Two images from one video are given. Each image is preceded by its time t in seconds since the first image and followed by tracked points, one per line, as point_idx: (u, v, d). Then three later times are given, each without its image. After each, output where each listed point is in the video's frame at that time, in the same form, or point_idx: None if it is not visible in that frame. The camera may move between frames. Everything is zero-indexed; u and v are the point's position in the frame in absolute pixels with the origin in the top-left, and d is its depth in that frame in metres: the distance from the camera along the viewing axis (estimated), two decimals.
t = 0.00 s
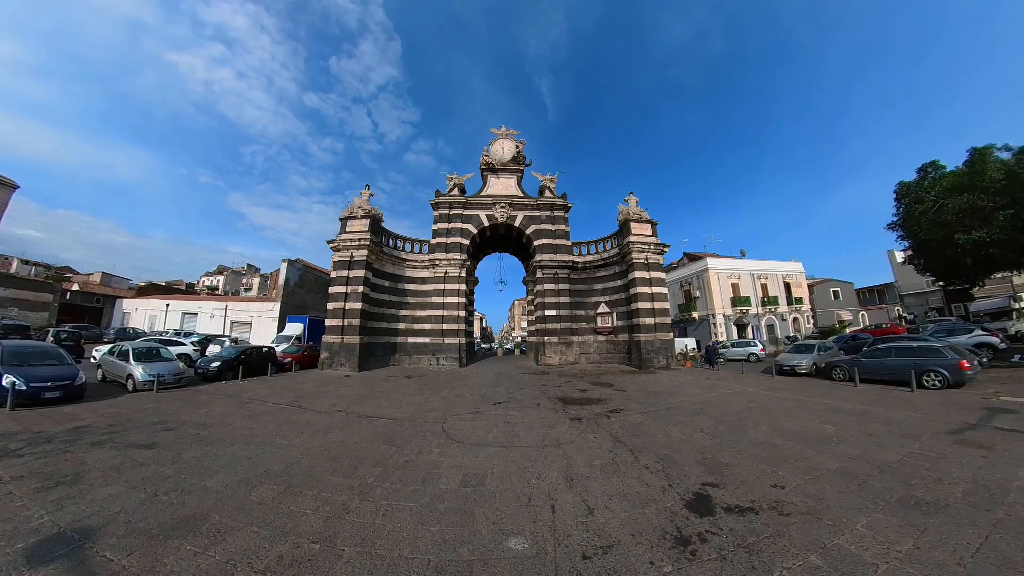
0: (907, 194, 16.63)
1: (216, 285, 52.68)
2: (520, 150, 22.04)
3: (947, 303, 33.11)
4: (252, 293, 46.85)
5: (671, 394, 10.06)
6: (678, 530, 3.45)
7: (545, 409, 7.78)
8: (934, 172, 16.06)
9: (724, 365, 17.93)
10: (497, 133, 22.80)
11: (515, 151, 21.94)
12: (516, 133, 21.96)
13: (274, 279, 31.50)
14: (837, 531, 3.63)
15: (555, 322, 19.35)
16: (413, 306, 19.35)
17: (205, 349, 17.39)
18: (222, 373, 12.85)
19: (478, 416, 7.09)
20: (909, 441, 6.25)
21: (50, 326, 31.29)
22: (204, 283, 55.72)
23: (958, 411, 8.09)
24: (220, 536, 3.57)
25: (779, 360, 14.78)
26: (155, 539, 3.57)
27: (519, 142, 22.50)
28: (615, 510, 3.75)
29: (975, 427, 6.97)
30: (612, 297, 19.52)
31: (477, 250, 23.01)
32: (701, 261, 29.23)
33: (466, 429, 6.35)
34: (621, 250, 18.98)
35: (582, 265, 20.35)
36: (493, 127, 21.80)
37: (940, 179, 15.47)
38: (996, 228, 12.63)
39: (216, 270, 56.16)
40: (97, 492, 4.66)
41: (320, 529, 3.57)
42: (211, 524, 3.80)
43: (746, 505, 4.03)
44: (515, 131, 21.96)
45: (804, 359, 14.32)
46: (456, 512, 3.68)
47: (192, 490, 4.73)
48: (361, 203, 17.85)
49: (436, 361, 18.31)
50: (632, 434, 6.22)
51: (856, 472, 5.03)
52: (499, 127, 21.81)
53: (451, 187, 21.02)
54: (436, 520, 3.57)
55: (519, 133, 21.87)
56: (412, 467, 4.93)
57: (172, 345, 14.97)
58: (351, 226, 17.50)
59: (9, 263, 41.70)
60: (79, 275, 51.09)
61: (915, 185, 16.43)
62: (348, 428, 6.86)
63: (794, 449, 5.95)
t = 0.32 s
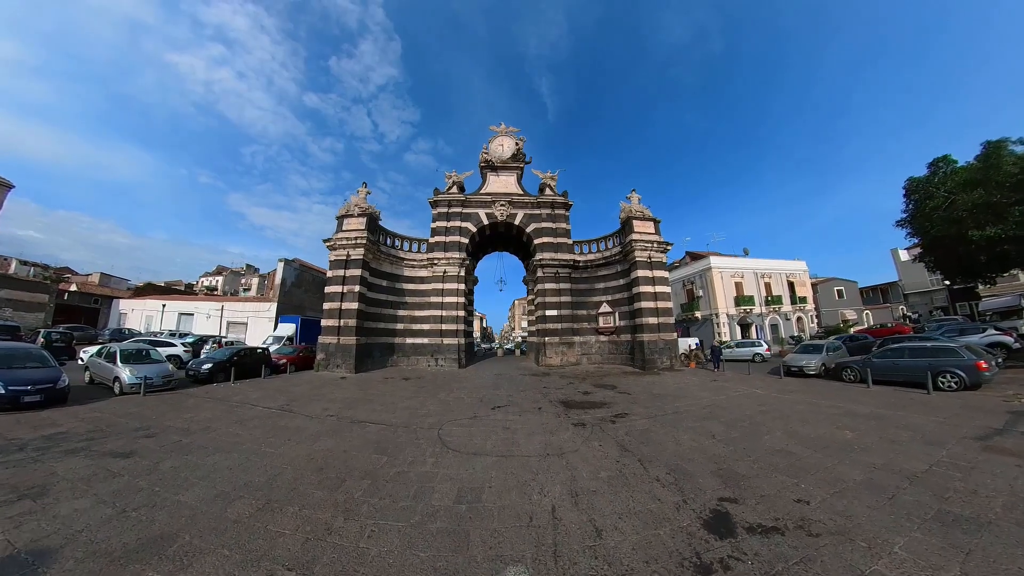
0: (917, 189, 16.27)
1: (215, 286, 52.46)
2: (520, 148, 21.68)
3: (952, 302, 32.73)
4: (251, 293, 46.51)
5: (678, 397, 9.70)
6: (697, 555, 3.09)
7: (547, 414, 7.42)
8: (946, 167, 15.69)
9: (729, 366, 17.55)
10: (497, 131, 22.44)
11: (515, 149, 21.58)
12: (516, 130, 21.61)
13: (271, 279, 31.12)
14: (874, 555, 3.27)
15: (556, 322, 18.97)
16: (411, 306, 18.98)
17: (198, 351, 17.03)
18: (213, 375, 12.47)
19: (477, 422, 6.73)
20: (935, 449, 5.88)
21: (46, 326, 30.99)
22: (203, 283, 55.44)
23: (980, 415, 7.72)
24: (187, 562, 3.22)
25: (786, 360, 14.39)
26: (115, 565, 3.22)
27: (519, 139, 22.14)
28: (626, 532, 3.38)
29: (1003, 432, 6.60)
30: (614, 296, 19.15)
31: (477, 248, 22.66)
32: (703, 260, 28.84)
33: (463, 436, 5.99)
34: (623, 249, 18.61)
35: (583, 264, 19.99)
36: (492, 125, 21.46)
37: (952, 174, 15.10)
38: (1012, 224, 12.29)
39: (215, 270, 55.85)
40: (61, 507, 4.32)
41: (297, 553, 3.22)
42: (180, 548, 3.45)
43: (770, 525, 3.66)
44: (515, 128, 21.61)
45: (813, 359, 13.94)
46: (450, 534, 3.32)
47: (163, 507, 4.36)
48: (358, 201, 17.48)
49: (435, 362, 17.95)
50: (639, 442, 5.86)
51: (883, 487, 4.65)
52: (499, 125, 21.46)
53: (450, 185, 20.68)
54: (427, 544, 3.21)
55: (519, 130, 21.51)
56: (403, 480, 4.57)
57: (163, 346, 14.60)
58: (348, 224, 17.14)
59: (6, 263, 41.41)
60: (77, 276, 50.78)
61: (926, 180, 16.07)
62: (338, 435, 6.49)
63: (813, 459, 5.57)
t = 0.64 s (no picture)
0: (926, 185, 15.93)
1: (215, 286, 52.26)
2: (520, 145, 21.38)
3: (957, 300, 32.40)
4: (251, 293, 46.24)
5: (684, 398, 9.39)
6: None
7: (550, 416, 7.10)
8: (956, 161, 15.39)
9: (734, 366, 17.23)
10: (496, 128, 22.12)
11: (515, 146, 21.27)
12: (516, 127, 21.29)
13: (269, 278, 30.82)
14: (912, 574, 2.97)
15: (558, 322, 18.63)
16: (410, 306, 18.68)
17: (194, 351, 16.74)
18: (206, 376, 12.15)
19: (476, 425, 6.43)
20: (961, 453, 5.57)
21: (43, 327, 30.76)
22: (202, 283, 55.22)
23: (1001, 416, 7.39)
24: None
25: (793, 360, 14.05)
26: None
27: (519, 137, 21.82)
28: (640, 550, 3.08)
29: None
30: (616, 295, 18.83)
31: (477, 247, 22.34)
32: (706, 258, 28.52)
33: (462, 441, 5.68)
34: (625, 247, 18.28)
35: (585, 262, 19.67)
36: (492, 122, 21.15)
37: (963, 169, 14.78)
38: None
39: (214, 270, 55.61)
40: (27, 518, 4.01)
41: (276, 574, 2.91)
42: (149, 566, 3.15)
43: (795, 541, 3.36)
44: (515, 125, 21.30)
45: (821, 359, 13.61)
46: (444, 554, 3.01)
47: (137, 519, 4.06)
48: (355, 199, 17.18)
49: (434, 363, 17.63)
50: (647, 448, 5.56)
51: (910, 497, 4.35)
52: (498, 122, 21.15)
53: (449, 183, 20.37)
54: (419, 564, 2.89)
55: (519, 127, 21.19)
56: (396, 490, 4.25)
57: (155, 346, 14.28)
58: (345, 222, 16.83)
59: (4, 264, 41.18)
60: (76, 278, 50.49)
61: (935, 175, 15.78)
62: (329, 440, 6.18)
63: (832, 465, 5.24)
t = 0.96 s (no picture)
0: (936, 180, 15.56)
1: (214, 286, 52.05)
2: (521, 142, 21.04)
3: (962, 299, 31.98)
4: (249, 294, 45.93)
5: (692, 400, 9.05)
6: None
7: (552, 421, 6.76)
8: (968, 155, 15.01)
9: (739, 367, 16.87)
10: (496, 125, 21.74)
11: (515, 143, 20.92)
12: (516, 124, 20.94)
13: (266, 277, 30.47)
14: None
15: (559, 322, 18.24)
16: (408, 306, 18.34)
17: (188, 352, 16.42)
18: (197, 378, 11.81)
19: (475, 431, 6.07)
20: (992, 460, 5.22)
21: (38, 327, 30.41)
22: (201, 283, 54.98)
23: None
24: None
25: (802, 361, 13.66)
26: None
27: (519, 134, 21.47)
28: None
29: None
30: (619, 294, 18.46)
31: (476, 245, 22.02)
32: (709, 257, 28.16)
33: (459, 448, 5.33)
34: (628, 245, 17.90)
35: (586, 261, 19.31)
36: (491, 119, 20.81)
37: (974, 163, 14.39)
38: None
39: (213, 270, 55.34)
40: None
41: None
42: None
43: (829, 564, 3.03)
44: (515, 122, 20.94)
45: (830, 359, 13.23)
46: None
47: (101, 538, 3.72)
48: (352, 197, 16.83)
49: (433, 364, 17.28)
50: (656, 457, 5.21)
51: (947, 512, 4.00)
52: (498, 119, 20.80)
53: (448, 181, 20.02)
54: None
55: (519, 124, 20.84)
56: (386, 505, 3.90)
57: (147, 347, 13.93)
58: (342, 220, 16.47)
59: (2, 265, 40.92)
60: (75, 279, 50.29)
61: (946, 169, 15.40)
62: (319, 447, 5.84)
63: (855, 475, 4.89)
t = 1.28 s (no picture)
0: (946, 175, 15.22)
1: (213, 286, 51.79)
2: (521, 139, 20.69)
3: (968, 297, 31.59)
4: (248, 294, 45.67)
5: (699, 402, 8.70)
6: None
7: (555, 425, 6.40)
8: (980, 148, 14.68)
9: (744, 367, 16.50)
10: (496, 121, 21.40)
11: (516, 140, 20.58)
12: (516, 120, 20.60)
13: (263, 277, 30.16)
14: None
15: (560, 321, 17.86)
16: (406, 305, 17.97)
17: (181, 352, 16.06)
18: (188, 379, 11.43)
19: (473, 435, 5.72)
20: None
21: (34, 328, 30.13)
22: (200, 283, 54.69)
23: None
24: None
25: (810, 360, 13.29)
26: None
27: (520, 130, 21.14)
28: None
29: None
30: (621, 293, 18.10)
31: (476, 243, 21.65)
32: (712, 255, 27.78)
33: (456, 455, 4.97)
34: (630, 242, 17.54)
35: (588, 259, 18.94)
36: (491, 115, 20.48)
37: (987, 156, 14.08)
38: None
39: (212, 271, 55.06)
40: None
41: None
42: None
43: None
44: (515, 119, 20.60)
45: (840, 358, 12.86)
46: None
47: (58, 556, 3.37)
48: (349, 194, 16.47)
49: (431, 364, 16.92)
50: (668, 465, 4.87)
51: (989, 526, 3.65)
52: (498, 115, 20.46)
53: (447, 178, 19.66)
54: None
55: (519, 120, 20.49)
56: (373, 521, 3.55)
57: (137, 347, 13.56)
58: (338, 218, 16.12)
59: None
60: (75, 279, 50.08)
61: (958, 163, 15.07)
62: (307, 453, 5.49)
63: (882, 485, 4.53)
